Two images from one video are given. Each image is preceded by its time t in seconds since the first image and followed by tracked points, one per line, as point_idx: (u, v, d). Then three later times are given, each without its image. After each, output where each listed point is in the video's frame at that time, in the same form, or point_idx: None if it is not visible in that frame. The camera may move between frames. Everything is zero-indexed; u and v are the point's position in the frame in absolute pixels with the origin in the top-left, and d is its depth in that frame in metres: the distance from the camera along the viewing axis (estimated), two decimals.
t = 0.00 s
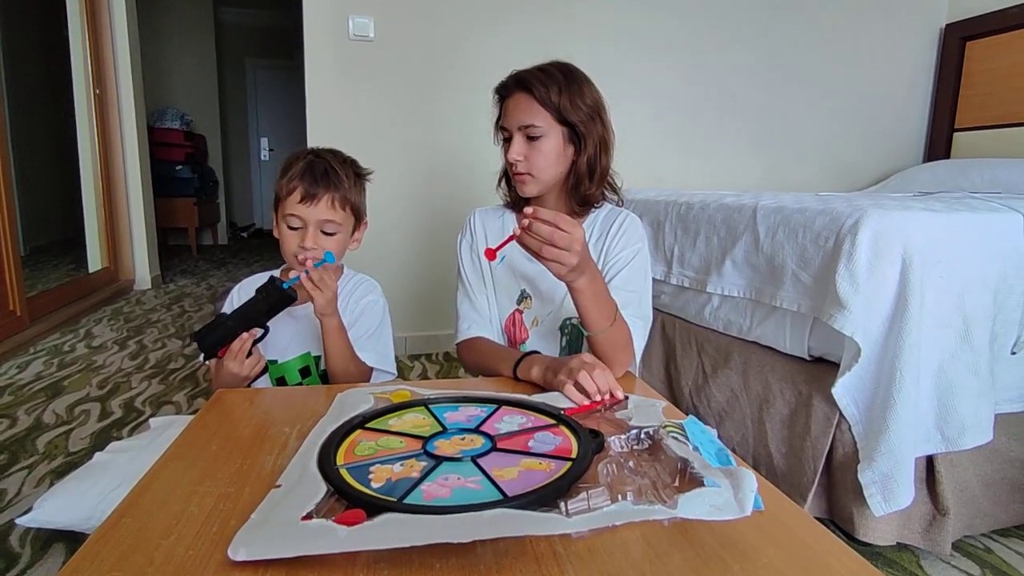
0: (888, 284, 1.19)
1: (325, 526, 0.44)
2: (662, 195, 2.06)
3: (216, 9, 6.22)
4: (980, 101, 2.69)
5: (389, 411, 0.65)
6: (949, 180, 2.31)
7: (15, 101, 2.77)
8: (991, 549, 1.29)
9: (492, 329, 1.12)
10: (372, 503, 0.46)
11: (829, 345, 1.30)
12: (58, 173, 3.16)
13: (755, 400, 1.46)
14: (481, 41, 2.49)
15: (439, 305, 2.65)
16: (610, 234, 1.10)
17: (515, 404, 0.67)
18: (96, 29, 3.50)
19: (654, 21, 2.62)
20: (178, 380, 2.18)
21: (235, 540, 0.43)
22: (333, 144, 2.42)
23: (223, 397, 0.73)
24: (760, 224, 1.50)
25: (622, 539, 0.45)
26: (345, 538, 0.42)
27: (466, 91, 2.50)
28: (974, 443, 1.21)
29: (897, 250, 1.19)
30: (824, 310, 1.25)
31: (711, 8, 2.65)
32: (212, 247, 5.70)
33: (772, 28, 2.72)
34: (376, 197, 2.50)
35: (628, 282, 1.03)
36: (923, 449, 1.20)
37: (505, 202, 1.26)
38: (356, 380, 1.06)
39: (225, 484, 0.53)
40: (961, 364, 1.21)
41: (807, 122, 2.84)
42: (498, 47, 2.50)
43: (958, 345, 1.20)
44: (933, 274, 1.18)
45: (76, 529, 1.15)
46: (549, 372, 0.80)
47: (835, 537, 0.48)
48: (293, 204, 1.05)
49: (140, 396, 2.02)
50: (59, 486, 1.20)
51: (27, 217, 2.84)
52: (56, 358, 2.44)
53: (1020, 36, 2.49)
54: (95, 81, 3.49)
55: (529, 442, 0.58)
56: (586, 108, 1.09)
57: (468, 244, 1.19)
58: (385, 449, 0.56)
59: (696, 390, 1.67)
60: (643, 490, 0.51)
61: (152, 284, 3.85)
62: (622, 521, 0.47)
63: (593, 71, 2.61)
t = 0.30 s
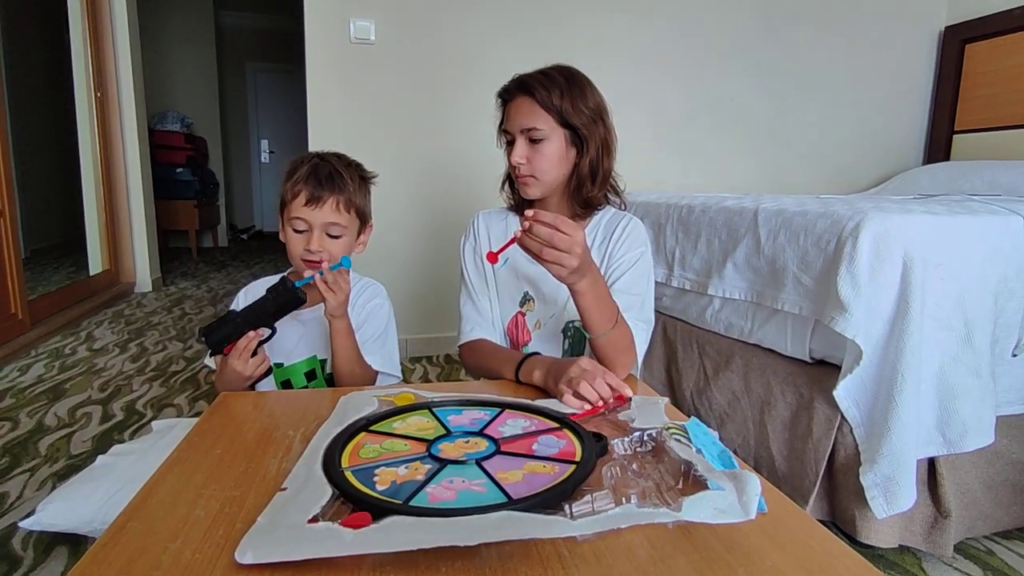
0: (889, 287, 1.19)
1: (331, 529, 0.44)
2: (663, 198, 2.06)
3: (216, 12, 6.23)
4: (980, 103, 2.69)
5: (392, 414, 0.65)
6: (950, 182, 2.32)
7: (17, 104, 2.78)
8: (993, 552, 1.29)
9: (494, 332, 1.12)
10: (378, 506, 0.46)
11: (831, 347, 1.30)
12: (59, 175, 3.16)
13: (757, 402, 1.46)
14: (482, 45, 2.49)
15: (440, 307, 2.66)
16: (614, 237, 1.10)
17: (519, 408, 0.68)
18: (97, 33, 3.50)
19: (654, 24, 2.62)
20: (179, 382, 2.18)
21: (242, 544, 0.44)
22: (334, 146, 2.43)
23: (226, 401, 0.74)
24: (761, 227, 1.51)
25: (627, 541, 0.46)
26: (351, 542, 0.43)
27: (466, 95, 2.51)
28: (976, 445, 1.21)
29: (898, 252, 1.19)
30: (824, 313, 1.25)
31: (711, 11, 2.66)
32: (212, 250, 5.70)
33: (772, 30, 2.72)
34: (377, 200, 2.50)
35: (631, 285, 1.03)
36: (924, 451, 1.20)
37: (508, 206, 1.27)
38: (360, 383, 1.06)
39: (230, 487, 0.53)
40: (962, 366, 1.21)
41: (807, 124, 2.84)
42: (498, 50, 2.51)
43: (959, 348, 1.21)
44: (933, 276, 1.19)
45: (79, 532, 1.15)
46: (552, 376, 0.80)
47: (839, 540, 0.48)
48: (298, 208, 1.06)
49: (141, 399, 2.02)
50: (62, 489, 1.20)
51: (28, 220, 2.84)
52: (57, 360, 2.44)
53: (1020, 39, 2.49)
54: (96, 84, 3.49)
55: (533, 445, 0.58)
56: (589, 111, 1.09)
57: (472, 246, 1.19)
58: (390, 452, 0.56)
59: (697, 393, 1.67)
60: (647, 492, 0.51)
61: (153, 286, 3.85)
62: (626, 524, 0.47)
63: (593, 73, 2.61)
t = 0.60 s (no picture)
0: (889, 289, 1.20)
1: (332, 534, 0.44)
2: (662, 201, 2.06)
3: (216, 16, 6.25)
4: (979, 105, 2.70)
5: (392, 417, 0.65)
6: (949, 184, 2.32)
7: (17, 108, 2.78)
8: (994, 554, 1.29)
9: (494, 334, 1.12)
10: (378, 510, 0.46)
11: (831, 350, 1.30)
12: (59, 179, 3.17)
13: (757, 405, 1.46)
14: (481, 48, 2.50)
15: (441, 310, 2.66)
16: (614, 241, 1.10)
17: (519, 411, 0.68)
18: (98, 37, 3.51)
19: (653, 27, 2.63)
20: (179, 386, 2.18)
21: (242, 548, 0.44)
22: (334, 150, 2.43)
23: (226, 405, 0.74)
24: (760, 230, 1.51)
25: (628, 544, 0.46)
26: (351, 546, 0.43)
27: (466, 98, 2.51)
28: (977, 447, 1.21)
29: (897, 254, 1.19)
30: (825, 315, 1.25)
31: (710, 14, 2.66)
32: (212, 253, 5.70)
33: (771, 33, 2.73)
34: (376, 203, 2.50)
35: (631, 288, 1.03)
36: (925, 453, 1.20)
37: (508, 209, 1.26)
38: (360, 386, 1.06)
39: (230, 491, 0.53)
40: (962, 368, 1.21)
41: (806, 127, 2.85)
42: (498, 53, 2.52)
43: (959, 350, 1.21)
44: (933, 279, 1.19)
45: (79, 537, 1.15)
46: (551, 380, 0.80)
47: (839, 543, 0.48)
48: (299, 213, 1.06)
49: (141, 403, 2.02)
50: (62, 493, 1.20)
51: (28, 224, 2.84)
52: (57, 364, 2.44)
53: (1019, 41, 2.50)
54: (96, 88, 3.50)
55: (533, 448, 0.58)
56: (593, 114, 1.10)
57: (472, 249, 1.19)
58: (390, 456, 0.56)
59: (698, 395, 1.67)
60: (647, 495, 0.51)
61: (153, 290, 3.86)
62: (627, 527, 0.47)
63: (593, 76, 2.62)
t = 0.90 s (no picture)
0: (889, 290, 1.20)
1: (336, 537, 0.45)
2: (662, 203, 2.07)
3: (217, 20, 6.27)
4: (979, 106, 2.70)
5: (394, 420, 0.66)
6: (950, 185, 2.32)
7: (20, 113, 2.79)
8: (996, 556, 1.29)
9: (496, 337, 1.13)
10: (382, 513, 0.46)
11: (831, 352, 1.30)
12: (61, 184, 3.18)
13: (758, 407, 1.46)
14: (482, 51, 2.50)
15: (442, 313, 2.66)
16: (615, 245, 1.10)
17: (520, 414, 0.68)
18: (100, 42, 3.53)
19: (653, 28, 2.63)
20: (182, 389, 2.19)
21: (248, 552, 0.44)
22: (335, 153, 2.44)
23: (229, 409, 0.74)
24: (761, 232, 1.51)
25: (629, 545, 0.46)
26: (356, 548, 0.43)
27: (467, 101, 2.52)
28: (978, 448, 1.21)
29: (897, 256, 1.20)
30: (825, 317, 1.25)
31: (710, 17, 2.67)
32: (214, 256, 5.72)
33: (770, 35, 2.74)
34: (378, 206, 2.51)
35: (632, 291, 1.03)
36: (926, 454, 1.20)
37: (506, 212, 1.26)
38: (363, 390, 1.06)
39: (234, 495, 0.54)
40: (963, 370, 1.21)
41: (806, 128, 2.85)
42: (498, 57, 2.52)
43: (959, 351, 1.21)
44: (933, 280, 1.19)
45: (83, 540, 1.15)
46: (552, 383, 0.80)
47: (838, 544, 0.48)
48: (304, 218, 1.06)
49: (144, 406, 2.03)
50: (66, 496, 1.21)
51: (31, 228, 2.85)
52: (60, 368, 2.45)
53: (1019, 41, 2.50)
54: (99, 93, 3.51)
55: (535, 451, 0.58)
56: (596, 116, 1.11)
57: (473, 253, 1.20)
58: (392, 459, 0.57)
59: (699, 397, 1.67)
60: (649, 496, 0.52)
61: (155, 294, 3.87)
62: (627, 528, 0.47)
63: (593, 79, 2.62)
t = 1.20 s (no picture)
0: (889, 291, 1.20)
1: (341, 536, 0.45)
2: (663, 204, 2.08)
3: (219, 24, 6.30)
4: (980, 105, 2.70)
5: (398, 422, 0.67)
6: (950, 184, 2.32)
7: (24, 118, 2.81)
8: (997, 554, 1.29)
9: (499, 339, 1.14)
10: (386, 513, 0.47)
11: (832, 352, 1.31)
12: (66, 188, 3.20)
13: (759, 407, 1.47)
14: (483, 54, 2.51)
15: (444, 314, 2.67)
16: (613, 247, 1.10)
17: (521, 415, 0.69)
18: (104, 46, 3.55)
19: (654, 29, 2.64)
20: (186, 391, 2.20)
21: (254, 551, 0.45)
22: (337, 156, 2.45)
23: (235, 411, 0.75)
24: (761, 233, 1.52)
25: (629, 543, 0.47)
26: (361, 547, 0.44)
27: (468, 103, 2.53)
28: (978, 447, 1.21)
29: (897, 256, 1.20)
30: (825, 317, 1.26)
31: (711, 18, 2.68)
32: (217, 259, 5.74)
33: (771, 36, 2.74)
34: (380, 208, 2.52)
35: (631, 293, 1.04)
36: (926, 453, 1.21)
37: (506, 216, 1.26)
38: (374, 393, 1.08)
39: (242, 496, 0.55)
40: (962, 369, 1.22)
41: (807, 128, 2.86)
42: (499, 59, 2.53)
43: (959, 351, 1.22)
44: (933, 280, 1.20)
45: (90, 541, 1.17)
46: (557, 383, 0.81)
47: (836, 543, 0.49)
48: (332, 218, 1.06)
49: (149, 408, 2.04)
50: (73, 498, 1.22)
51: (36, 232, 2.87)
52: (66, 371, 2.47)
53: (1020, 41, 2.50)
54: (103, 97, 3.53)
55: (536, 452, 0.59)
56: (597, 117, 1.12)
57: (473, 257, 1.20)
58: (395, 460, 0.58)
59: (700, 397, 1.68)
60: (648, 495, 0.53)
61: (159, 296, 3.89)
62: (627, 526, 0.48)
63: (594, 80, 2.63)
